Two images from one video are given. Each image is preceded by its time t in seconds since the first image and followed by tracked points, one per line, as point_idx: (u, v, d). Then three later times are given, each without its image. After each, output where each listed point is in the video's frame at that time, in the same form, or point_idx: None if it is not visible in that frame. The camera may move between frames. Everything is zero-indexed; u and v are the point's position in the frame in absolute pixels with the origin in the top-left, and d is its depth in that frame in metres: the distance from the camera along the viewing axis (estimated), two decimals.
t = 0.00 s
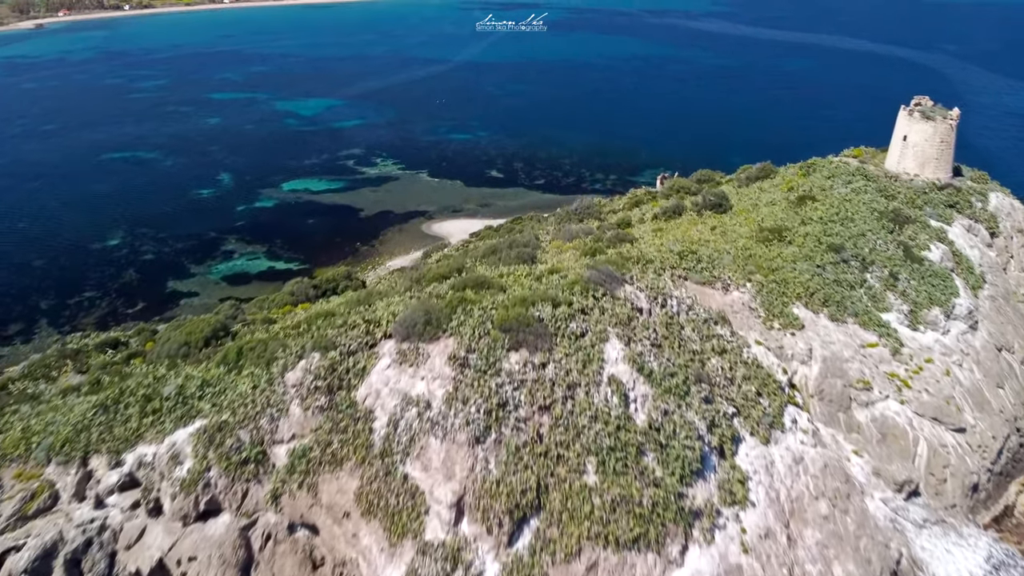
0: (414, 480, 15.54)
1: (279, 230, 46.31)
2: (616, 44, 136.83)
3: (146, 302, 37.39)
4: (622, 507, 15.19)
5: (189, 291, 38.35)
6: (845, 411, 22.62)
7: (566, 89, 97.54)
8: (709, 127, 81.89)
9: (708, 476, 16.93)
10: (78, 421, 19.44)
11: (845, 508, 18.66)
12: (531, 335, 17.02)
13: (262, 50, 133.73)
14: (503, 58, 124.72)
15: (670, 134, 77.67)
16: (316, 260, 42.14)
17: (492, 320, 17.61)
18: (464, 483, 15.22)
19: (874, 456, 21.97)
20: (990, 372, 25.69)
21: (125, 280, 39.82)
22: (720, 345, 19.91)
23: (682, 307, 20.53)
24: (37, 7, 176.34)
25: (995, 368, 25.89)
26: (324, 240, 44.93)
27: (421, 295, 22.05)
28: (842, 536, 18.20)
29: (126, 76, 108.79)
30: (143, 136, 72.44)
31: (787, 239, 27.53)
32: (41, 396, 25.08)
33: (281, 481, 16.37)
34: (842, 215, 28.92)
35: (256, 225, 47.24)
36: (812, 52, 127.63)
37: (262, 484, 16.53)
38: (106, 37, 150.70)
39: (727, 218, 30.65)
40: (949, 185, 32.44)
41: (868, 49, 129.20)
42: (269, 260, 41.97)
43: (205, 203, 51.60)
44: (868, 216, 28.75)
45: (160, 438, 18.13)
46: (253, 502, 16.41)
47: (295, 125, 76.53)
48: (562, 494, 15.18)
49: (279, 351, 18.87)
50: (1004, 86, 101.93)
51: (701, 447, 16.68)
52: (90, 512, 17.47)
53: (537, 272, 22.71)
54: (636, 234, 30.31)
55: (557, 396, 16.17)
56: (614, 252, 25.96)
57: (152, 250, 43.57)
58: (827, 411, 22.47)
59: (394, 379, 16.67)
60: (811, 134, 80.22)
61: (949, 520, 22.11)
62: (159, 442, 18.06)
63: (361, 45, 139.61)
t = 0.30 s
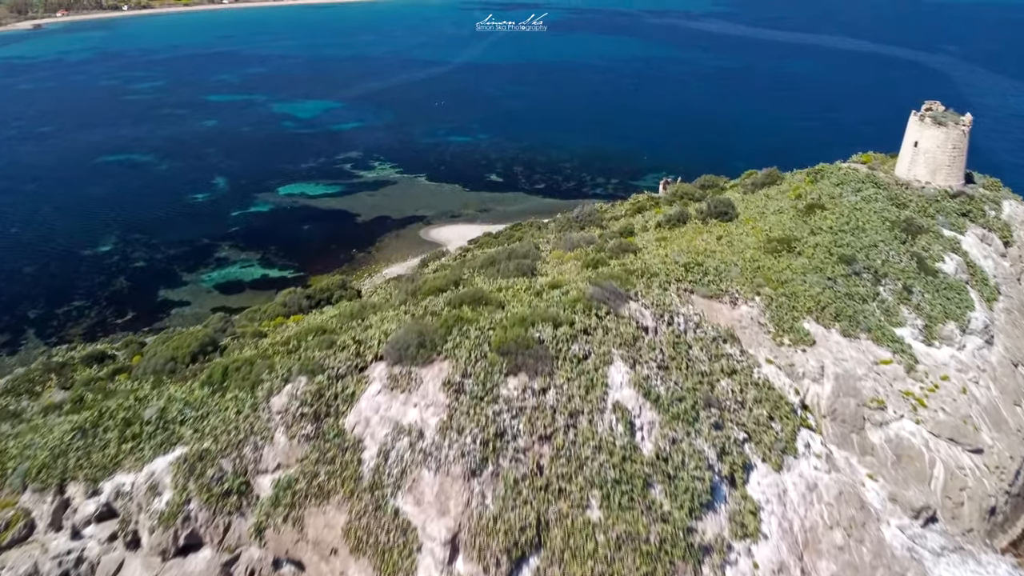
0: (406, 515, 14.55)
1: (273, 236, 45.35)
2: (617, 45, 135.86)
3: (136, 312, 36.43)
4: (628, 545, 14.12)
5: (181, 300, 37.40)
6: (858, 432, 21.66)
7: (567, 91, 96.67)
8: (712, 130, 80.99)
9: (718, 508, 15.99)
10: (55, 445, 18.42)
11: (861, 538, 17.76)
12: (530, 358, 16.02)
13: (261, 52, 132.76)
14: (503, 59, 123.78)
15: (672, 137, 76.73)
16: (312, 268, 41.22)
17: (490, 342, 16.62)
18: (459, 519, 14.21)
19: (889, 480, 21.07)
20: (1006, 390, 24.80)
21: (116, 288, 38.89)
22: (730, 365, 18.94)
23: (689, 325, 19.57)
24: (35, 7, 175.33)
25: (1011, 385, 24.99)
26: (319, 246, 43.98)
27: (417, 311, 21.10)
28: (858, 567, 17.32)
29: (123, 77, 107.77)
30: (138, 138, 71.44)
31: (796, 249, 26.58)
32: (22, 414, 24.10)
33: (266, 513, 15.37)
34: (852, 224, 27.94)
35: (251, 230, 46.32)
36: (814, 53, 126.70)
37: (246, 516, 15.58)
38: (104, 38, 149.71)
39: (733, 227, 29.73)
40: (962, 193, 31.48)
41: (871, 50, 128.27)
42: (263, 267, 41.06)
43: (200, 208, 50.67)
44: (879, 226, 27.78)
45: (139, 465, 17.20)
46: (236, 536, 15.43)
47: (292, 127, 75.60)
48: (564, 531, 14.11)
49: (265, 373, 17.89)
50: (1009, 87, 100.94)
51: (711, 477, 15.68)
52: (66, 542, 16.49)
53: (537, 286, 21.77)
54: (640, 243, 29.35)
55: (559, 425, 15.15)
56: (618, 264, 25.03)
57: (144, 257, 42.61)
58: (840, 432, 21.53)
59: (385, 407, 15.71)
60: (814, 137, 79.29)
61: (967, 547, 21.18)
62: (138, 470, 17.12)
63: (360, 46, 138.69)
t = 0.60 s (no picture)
0: (396, 554, 13.46)
1: (267, 243, 44.42)
2: (617, 46, 135.01)
3: (125, 322, 35.49)
4: None
5: (171, 310, 36.46)
6: (874, 454, 20.64)
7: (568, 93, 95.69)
8: (713, 132, 80.04)
9: (729, 543, 14.95)
10: (30, 472, 17.45)
11: (878, 571, 16.82)
12: (529, 384, 15.03)
13: (258, 53, 131.76)
14: (502, 61, 122.89)
15: (674, 139, 75.78)
16: (306, 275, 40.26)
17: (487, 366, 15.63)
18: (452, 561, 13.18)
19: (906, 506, 20.11)
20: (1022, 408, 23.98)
21: (105, 297, 37.93)
22: (740, 389, 17.99)
23: (697, 345, 18.57)
24: (33, 8, 174.31)
25: None
26: (314, 253, 43.04)
27: (411, 329, 20.14)
28: None
29: (119, 79, 106.69)
30: (132, 142, 70.47)
31: (806, 261, 25.63)
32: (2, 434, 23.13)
33: (247, 551, 14.21)
34: (863, 235, 26.98)
35: (244, 237, 45.36)
36: (816, 54, 125.79)
37: (226, 554, 14.42)
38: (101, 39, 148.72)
39: (740, 236, 28.79)
40: (975, 202, 30.49)
41: (873, 51, 127.41)
42: (256, 275, 40.12)
43: (193, 213, 49.72)
44: (891, 237, 26.82)
45: (116, 496, 16.26)
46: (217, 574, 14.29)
47: (288, 130, 74.60)
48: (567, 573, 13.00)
49: (249, 398, 16.93)
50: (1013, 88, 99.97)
51: (721, 512, 14.70)
52: None
53: (536, 302, 20.84)
54: (643, 253, 28.38)
55: (560, 458, 14.12)
56: (621, 277, 24.09)
57: (135, 264, 41.68)
58: (854, 455, 20.55)
59: (374, 437, 14.69)
60: (817, 140, 78.34)
61: None
62: (115, 501, 16.19)
63: (359, 47, 137.79)
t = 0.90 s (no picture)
0: None
1: (261, 250, 43.48)
2: (618, 46, 134.07)
3: (114, 332, 34.57)
4: None
5: (161, 319, 35.53)
6: (889, 479, 19.61)
7: (568, 95, 94.74)
8: (716, 135, 79.01)
9: None
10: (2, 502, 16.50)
11: None
12: (529, 414, 14.05)
13: (256, 54, 130.68)
14: (502, 62, 121.86)
15: (675, 142, 74.75)
16: (300, 283, 39.30)
17: (483, 394, 14.63)
18: None
19: (925, 534, 18.96)
20: None
21: (94, 306, 36.98)
22: (752, 414, 17.04)
23: (705, 367, 17.60)
24: (31, 8, 173.45)
25: None
26: (309, 260, 42.10)
27: (404, 349, 19.16)
28: None
29: (115, 80, 105.71)
30: (126, 144, 69.49)
31: (816, 273, 24.69)
32: None
33: None
34: (875, 245, 26.04)
35: (238, 243, 44.43)
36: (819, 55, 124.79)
37: None
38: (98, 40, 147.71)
39: (746, 246, 27.86)
40: (989, 211, 29.48)
41: (877, 52, 126.37)
42: (249, 283, 39.19)
43: (186, 218, 48.80)
44: (904, 248, 25.88)
45: (90, 530, 15.26)
46: None
47: (285, 132, 73.65)
48: None
49: (233, 426, 15.95)
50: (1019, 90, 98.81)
51: (734, 550, 13.65)
52: None
53: (536, 320, 19.87)
54: (647, 264, 27.42)
55: (562, 495, 13.05)
56: (624, 291, 23.15)
57: (125, 272, 40.76)
58: (869, 479, 19.51)
59: (362, 472, 13.67)
60: (822, 143, 77.26)
61: None
62: (88, 536, 15.18)
63: (358, 48, 136.95)
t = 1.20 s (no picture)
0: None
1: (255, 256, 42.52)
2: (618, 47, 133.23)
3: (102, 343, 33.65)
4: None
5: (150, 330, 34.63)
6: (906, 506, 18.55)
7: (569, 96, 93.82)
8: (719, 137, 78.01)
9: None
10: None
11: None
12: (529, 449, 13.06)
13: (255, 54, 129.90)
14: (502, 63, 120.97)
15: (677, 145, 73.76)
16: (294, 291, 38.34)
17: (480, 426, 13.64)
18: None
19: (944, 566, 17.71)
20: None
21: (83, 316, 36.03)
22: (765, 442, 16.06)
23: (715, 392, 16.58)
24: (29, 8, 172.66)
25: None
26: (304, 267, 41.15)
27: (396, 371, 18.17)
28: None
29: (112, 81, 104.86)
30: (120, 147, 68.58)
31: (827, 286, 23.74)
32: None
33: None
34: (889, 257, 25.09)
35: (231, 250, 43.47)
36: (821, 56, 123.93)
37: None
38: (95, 40, 146.89)
39: (754, 257, 26.88)
40: (1004, 220, 28.49)
41: (880, 53, 125.45)
42: (241, 291, 38.24)
43: (179, 224, 47.86)
44: (918, 260, 24.93)
45: (59, 569, 14.17)
46: None
47: (282, 135, 72.72)
48: None
49: (214, 457, 14.95)
50: None
51: None
52: None
53: (536, 339, 18.87)
54: (652, 275, 26.45)
55: (565, 539, 11.99)
56: (628, 306, 22.17)
57: (115, 280, 39.82)
58: (885, 505, 18.45)
59: (347, 511, 12.55)
60: (826, 146, 76.28)
61: None
62: None
63: (357, 49, 136.09)
